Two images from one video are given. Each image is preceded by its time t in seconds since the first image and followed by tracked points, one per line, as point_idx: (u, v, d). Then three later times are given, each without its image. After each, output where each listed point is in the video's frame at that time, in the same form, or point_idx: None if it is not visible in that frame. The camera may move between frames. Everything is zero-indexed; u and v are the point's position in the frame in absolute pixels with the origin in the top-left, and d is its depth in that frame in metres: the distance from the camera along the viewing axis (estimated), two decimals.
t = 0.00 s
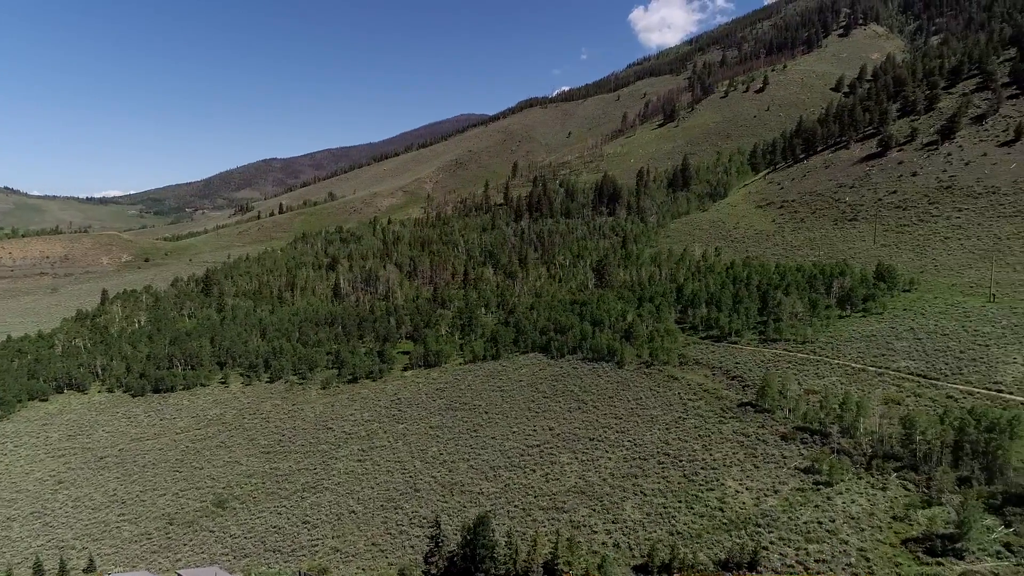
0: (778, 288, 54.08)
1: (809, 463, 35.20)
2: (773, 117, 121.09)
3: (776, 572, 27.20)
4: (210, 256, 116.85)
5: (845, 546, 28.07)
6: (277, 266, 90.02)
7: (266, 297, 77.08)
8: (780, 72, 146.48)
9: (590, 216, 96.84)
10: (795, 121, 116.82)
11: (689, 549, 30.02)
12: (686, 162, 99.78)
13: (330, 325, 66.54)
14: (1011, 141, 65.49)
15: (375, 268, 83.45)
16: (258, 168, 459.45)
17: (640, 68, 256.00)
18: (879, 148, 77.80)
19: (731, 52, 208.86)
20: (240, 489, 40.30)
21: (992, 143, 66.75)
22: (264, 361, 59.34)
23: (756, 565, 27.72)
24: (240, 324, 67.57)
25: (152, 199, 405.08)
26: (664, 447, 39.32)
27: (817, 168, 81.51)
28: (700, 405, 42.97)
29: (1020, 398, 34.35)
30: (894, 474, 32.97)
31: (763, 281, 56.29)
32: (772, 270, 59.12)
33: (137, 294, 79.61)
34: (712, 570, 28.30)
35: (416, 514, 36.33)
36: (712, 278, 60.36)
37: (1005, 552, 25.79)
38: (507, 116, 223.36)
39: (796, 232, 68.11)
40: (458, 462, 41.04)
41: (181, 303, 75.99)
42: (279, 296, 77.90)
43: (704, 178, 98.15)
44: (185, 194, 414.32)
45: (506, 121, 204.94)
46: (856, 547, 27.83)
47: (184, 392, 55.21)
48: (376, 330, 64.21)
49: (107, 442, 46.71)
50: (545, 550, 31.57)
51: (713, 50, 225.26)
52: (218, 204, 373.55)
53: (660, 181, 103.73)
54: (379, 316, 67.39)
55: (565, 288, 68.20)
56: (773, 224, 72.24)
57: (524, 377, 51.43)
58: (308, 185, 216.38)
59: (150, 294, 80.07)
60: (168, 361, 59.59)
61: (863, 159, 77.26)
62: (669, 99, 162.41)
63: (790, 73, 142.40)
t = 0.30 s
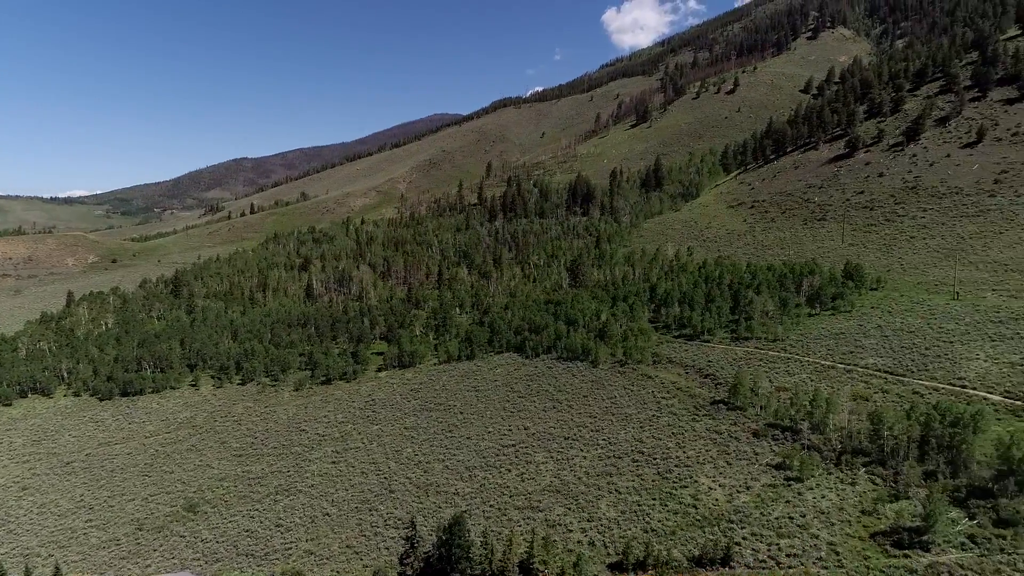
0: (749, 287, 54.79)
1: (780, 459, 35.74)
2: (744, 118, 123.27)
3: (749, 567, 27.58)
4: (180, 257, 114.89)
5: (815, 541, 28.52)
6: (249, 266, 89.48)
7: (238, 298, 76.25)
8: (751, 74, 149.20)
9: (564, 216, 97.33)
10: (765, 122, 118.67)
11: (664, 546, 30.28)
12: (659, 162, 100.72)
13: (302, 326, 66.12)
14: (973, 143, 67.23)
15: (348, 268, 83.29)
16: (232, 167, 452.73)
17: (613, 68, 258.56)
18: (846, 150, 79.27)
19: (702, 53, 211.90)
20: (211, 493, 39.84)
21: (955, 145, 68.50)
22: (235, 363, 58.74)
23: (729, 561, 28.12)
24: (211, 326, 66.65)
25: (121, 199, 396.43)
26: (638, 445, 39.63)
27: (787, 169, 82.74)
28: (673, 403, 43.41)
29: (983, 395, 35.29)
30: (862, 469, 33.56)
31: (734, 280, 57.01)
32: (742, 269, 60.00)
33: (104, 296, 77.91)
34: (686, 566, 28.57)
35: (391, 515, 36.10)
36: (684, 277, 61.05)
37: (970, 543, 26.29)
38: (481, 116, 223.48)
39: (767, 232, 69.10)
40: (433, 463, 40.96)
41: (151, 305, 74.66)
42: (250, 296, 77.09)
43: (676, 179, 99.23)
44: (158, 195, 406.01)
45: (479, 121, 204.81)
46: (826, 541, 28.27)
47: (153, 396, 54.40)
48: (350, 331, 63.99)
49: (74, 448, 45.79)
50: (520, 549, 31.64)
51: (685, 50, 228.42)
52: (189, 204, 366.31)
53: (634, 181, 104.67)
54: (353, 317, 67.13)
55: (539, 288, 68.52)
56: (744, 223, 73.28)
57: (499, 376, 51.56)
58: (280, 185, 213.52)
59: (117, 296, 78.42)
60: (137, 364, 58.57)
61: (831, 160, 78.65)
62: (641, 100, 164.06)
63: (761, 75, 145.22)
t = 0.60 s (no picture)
0: (723, 286, 55.46)
1: (753, 456, 36.21)
2: (716, 120, 125.25)
3: (722, 564, 27.97)
4: (150, 258, 112.66)
5: (787, 536, 28.99)
6: (221, 267, 88.85)
7: (209, 300, 75.34)
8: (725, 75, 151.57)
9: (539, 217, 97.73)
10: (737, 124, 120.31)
11: (639, 543, 30.58)
12: (633, 163, 101.30)
13: (275, 328, 65.59)
14: (939, 144, 68.85)
15: (322, 269, 82.93)
16: (206, 167, 445.79)
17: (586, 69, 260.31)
18: (816, 150, 80.49)
19: (675, 54, 214.53)
20: (183, 497, 39.37)
21: (922, 146, 70.06)
22: (207, 365, 58.11)
23: (704, 557, 28.52)
24: (182, 328, 65.73)
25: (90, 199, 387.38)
26: (614, 444, 39.88)
27: (758, 169, 83.86)
28: (648, 401, 43.79)
29: (948, 390, 36.15)
30: (833, 465, 34.11)
31: (707, 279, 57.67)
32: (714, 269, 60.77)
33: (71, 298, 76.06)
34: (661, 564, 28.96)
35: (367, 517, 35.93)
36: (658, 276, 61.66)
37: (937, 536, 26.89)
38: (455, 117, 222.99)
39: (740, 231, 69.98)
40: (409, 463, 40.84)
41: (120, 307, 73.24)
42: (223, 298, 76.23)
43: (650, 179, 100.14)
44: (129, 195, 396.38)
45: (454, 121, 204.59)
46: (798, 536, 28.78)
47: (123, 399, 53.55)
48: (324, 331, 63.79)
49: (39, 453, 44.81)
50: (497, 549, 31.67)
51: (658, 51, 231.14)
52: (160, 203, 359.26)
53: (609, 181, 105.37)
54: (327, 317, 66.84)
55: (514, 288, 68.80)
56: (718, 223, 74.18)
57: (475, 376, 51.66)
58: (252, 185, 210.17)
59: (85, 298, 76.37)
60: (106, 367, 57.50)
61: (801, 160, 79.94)
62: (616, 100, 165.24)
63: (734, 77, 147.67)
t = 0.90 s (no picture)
0: (699, 285, 55.97)
1: (730, 453, 36.58)
2: (692, 121, 126.73)
3: (699, 560, 28.26)
4: (124, 259, 110.66)
5: (764, 533, 29.32)
6: (195, 268, 87.89)
7: (183, 301, 74.51)
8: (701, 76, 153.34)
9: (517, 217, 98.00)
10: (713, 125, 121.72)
11: (618, 541, 30.75)
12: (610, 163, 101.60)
13: (251, 329, 65.15)
14: (909, 145, 70.28)
15: (298, 270, 82.47)
16: (183, 167, 438.86)
17: (564, 70, 261.61)
18: (790, 151, 81.57)
19: (651, 55, 216.56)
20: (157, 502, 38.92)
21: (893, 147, 71.40)
22: (181, 367, 57.54)
23: (681, 554, 28.77)
24: (156, 330, 64.89)
25: (61, 199, 378.62)
26: (593, 443, 40.07)
27: (734, 170, 84.82)
28: (626, 400, 44.09)
29: (919, 387, 36.90)
30: (808, 461, 34.55)
31: (684, 278, 58.21)
32: (691, 268, 61.34)
33: (40, 300, 74.34)
34: (639, 562, 29.14)
35: (346, 519, 35.72)
36: (635, 276, 62.09)
37: (909, 530, 27.40)
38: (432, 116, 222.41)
39: (716, 231, 70.71)
40: (388, 465, 40.69)
41: (92, 308, 71.90)
42: (197, 299, 75.51)
43: (626, 179, 100.82)
44: (102, 194, 387.61)
45: (432, 121, 204.13)
46: (774, 532, 29.12)
47: (95, 402, 52.76)
48: (301, 333, 63.55)
49: (7, 459, 43.87)
50: (476, 549, 31.63)
51: (634, 52, 233.15)
52: (133, 203, 352.39)
53: (586, 181, 105.82)
54: (304, 319, 66.61)
55: (493, 289, 68.99)
56: (695, 223, 74.88)
57: (454, 376, 51.68)
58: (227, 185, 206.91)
59: (54, 300, 74.53)
60: (77, 370, 56.52)
61: (776, 161, 80.99)
62: (593, 100, 166.31)
63: (710, 78, 149.49)
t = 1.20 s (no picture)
0: (676, 285, 56.45)
1: (708, 451, 36.92)
2: (669, 122, 127.97)
3: (678, 557, 28.45)
4: (97, 259, 108.53)
5: (742, 529, 29.61)
6: (169, 269, 86.75)
7: (158, 303, 73.69)
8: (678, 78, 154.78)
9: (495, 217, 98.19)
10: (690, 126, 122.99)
11: (597, 540, 30.84)
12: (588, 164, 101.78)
13: (227, 331, 64.63)
14: (882, 146, 71.52)
15: (274, 270, 81.85)
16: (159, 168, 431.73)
17: (541, 70, 262.25)
18: (765, 152, 82.59)
19: (628, 56, 218.17)
20: (131, 506, 38.40)
21: (866, 148, 72.65)
22: (156, 370, 56.84)
23: (660, 552, 28.95)
24: (130, 332, 64.03)
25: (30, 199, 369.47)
26: (572, 442, 40.24)
27: (710, 170, 85.66)
28: (605, 399, 44.38)
29: (891, 384, 37.58)
30: (784, 458, 34.98)
31: (662, 278, 58.64)
32: (668, 268, 61.84)
33: (9, 302, 72.56)
34: (618, 560, 29.23)
35: (324, 521, 35.47)
36: (613, 276, 62.44)
37: (883, 525, 27.83)
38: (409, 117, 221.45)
39: (694, 231, 71.36)
40: (367, 466, 40.51)
41: (63, 311, 70.49)
42: (172, 301, 74.72)
43: (604, 180, 101.33)
44: (73, 195, 378.84)
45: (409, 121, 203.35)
46: (752, 529, 29.41)
47: (66, 406, 51.89)
48: (278, 334, 63.13)
49: None
50: (456, 549, 31.55)
51: (611, 53, 234.49)
52: (105, 204, 345.23)
53: (565, 181, 106.08)
54: (281, 320, 66.29)
55: (471, 289, 69.05)
56: (672, 223, 75.50)
57: (433, 376, 51.63)
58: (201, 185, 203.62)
59: (23, 301, 72.70)
60: (47, 373, 55.47)
61: (753, 161, 81.92)
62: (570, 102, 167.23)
63: (687, 79, 150.99)
